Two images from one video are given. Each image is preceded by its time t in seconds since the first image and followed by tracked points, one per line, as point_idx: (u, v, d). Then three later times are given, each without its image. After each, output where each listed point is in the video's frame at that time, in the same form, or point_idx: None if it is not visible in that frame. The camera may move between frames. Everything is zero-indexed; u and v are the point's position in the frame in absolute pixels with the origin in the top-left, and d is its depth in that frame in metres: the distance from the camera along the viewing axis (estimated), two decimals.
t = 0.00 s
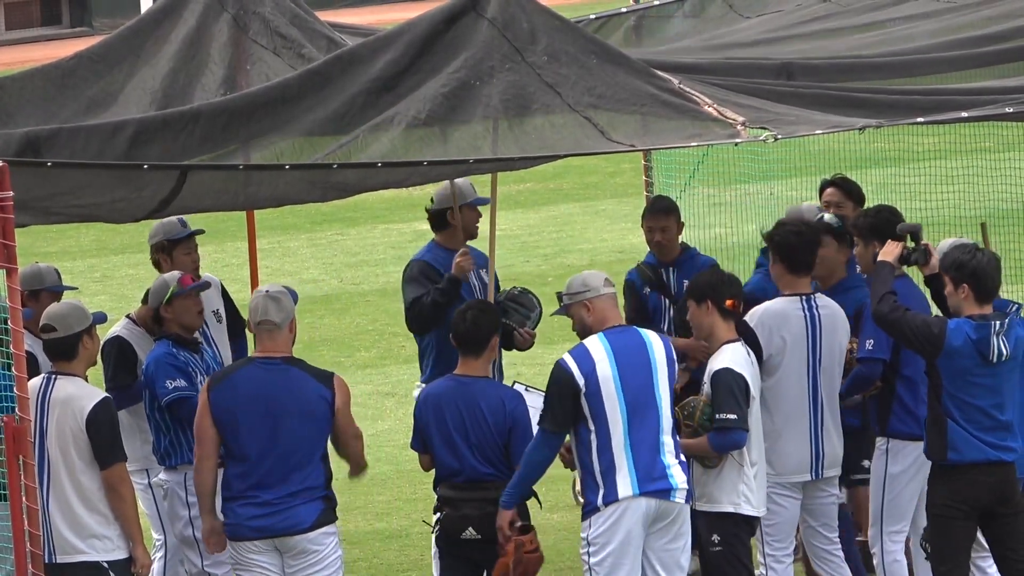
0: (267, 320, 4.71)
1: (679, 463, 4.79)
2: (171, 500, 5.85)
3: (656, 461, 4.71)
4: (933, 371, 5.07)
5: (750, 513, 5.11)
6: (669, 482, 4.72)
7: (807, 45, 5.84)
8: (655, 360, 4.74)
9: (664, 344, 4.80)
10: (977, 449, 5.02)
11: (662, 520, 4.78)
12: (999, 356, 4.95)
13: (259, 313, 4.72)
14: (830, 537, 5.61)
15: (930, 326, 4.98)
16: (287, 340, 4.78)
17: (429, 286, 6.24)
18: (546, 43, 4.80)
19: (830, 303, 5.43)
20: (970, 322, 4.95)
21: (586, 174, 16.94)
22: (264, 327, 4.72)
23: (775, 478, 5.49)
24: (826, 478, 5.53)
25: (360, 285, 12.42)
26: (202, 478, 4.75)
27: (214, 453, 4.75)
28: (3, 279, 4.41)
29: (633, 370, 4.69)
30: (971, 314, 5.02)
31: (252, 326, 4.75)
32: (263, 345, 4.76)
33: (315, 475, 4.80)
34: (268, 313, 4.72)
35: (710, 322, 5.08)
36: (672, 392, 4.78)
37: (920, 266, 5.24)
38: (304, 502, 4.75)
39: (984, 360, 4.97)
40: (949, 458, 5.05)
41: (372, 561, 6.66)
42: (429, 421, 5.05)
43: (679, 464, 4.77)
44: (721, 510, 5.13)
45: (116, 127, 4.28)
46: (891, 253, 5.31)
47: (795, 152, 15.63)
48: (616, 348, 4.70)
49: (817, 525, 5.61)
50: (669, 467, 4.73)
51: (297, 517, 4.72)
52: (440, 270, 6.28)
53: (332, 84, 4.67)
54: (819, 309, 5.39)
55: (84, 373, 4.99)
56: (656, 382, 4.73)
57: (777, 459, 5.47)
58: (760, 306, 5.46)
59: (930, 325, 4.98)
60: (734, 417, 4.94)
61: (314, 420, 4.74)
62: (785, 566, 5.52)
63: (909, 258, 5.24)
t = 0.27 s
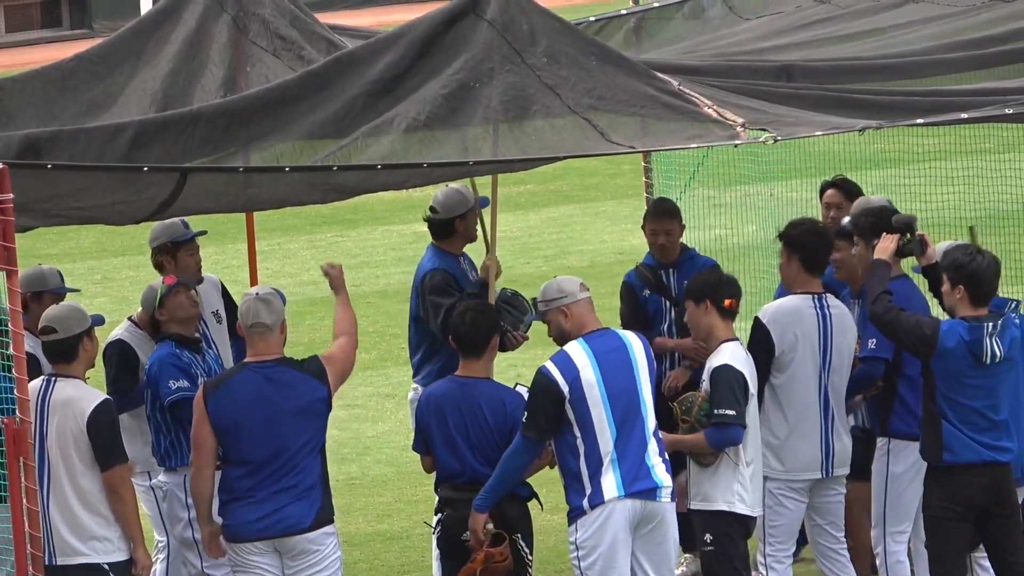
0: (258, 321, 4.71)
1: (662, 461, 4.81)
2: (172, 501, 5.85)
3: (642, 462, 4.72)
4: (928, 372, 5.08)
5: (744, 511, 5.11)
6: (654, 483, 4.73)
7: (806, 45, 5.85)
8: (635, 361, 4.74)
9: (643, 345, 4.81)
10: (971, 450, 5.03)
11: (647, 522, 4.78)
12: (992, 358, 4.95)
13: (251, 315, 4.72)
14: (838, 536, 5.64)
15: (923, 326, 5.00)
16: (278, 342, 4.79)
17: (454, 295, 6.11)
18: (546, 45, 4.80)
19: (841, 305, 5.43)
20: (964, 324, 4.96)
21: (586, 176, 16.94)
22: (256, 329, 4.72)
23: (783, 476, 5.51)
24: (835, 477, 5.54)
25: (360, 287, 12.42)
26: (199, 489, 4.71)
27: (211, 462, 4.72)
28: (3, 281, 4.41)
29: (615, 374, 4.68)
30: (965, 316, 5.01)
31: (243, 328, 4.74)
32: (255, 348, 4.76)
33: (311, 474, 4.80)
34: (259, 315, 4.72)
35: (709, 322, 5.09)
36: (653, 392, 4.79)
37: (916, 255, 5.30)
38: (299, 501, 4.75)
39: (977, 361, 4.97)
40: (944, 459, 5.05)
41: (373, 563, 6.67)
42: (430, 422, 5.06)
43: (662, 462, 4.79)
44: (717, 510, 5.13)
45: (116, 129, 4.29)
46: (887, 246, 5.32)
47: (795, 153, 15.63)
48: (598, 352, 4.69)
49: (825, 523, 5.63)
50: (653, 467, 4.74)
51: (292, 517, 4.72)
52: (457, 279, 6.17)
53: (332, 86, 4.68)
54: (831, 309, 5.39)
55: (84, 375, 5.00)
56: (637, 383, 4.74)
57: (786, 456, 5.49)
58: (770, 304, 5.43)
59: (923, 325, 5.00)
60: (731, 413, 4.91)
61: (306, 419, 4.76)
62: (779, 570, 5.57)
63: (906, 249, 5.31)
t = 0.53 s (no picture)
0: (254, 318, 4.71)
1: (649, 459, 4.81)
2: (172, 498, 5.85)
3: (630, 460, 4.72)
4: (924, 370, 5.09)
5: (739, 507, 5.08)
6: (643, 481, 4.73)
7: (807, 45, 5.84)
8: (620, 358, 4.75)
9: (628, 341, 4.83)
10: (968, 448, 5.03)
11: (636, 520, 4.78)
12: (988, 356, 4.95)
13: (246, 312, 4.71)
14: (841, 533, 5.60)
15: (919, 323, 5.02)
16: (274, 339, 4.78)
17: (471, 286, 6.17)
18: (548, 48, 4.79)
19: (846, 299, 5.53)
20: (960, 322, 4.96)
21: (585, 173, 16.94)
22: (251, 326, 4.72)
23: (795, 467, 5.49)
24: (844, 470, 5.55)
25: (360, 284, 12.42)
26: (201, 489, 4.73)
27: (214, 463, 4.74)
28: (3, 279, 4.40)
29: (601, 372, 4.69)
30: (963, 314, 5.02)
31: (239, 326, 4.74)
32: (252, 345, 4.76)
33: (309, 466, 4.80)
34: (254, 312, 4.71)
35: (711, 318, 5.09)
36: (640, 388, 4.80)
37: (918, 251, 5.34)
38: (300, 494, 4.75)
39: (973, 360, 4.98)
40: (941, 457, 5.06)
41: (372, 560, 6.67)
42: (430, 419, 5.05)
43: (650, 459, 4.79)
44: (708, 502, 5.09)
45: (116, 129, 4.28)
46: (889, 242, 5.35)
47: (794, 151, 15.63)
48: (582, 352, 4.69)
49: (826, 518, 5.61)
50: (641, 465, 4.74)
51: (293, 510, 4.72)
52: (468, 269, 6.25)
53: (334, 90, 4.68)
54: (840, 302, 5.47)
55: (84, 372, 4.99)
56: (624, 380, 4.74)
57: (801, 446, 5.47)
58: (782, 296, 5.48)
59: (918, 323, 5.02)
60: (725, 406, 4.93)
61: (303, 414, 4.75)
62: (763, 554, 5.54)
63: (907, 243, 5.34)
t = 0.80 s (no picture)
0: (250, 318, 4.71)
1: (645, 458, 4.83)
2: (172, 498, 5.85)
3: (628, 459, 4.75)
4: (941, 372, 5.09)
5: (727, 506, 5.06)
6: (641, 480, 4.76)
7: (806, 45, 5.84)
8: (613, 357, 4.77)
9: (619, 340, 4.85)
10: (985, 451, 5.04)
11: (633, 519, 4.80)
12: (1006, 358, 4.94)
13: (243, 313, 4.71)
14: (837, 532, 5.61)
15: (936, 326, 5.00)
16: (271, 340, 4.77)
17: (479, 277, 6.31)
18: (547, 51, 4.79)
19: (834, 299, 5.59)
20: (978, 324, 4.95)
21: (583, 173, 16.94)
22: (248, 327, 4.72)
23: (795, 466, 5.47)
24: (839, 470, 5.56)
25: (359, 283, 12.42)
26: (200, 489, 4.75)
27: (212, 464, 4.75)
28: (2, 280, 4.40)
29: (596, 371, 4.71)
30: (981, 316, 5.00)
31: (236, 327, 4.74)
32: (248, 346, 4.76)
33: (308, 466, 4.80)
34: (250, 313, 4.71)
35: (716, 318, 5.09)
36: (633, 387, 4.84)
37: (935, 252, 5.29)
38: (298, 495, 4.74)
39: (990, 362, 4.97)
40: (956, 459, 5.06)
41: (371, 560, 6.68)
42: (430, 419, 5.06)
43: (646, 458, 4.82)
44: (701, 501, 5.08)
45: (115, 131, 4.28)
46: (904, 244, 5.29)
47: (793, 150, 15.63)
48: (577, 353, 4.70)
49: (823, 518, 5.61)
50: (639, 463, 4.77)
51: (291, 510, 4.71)
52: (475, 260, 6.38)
53: (334, 93, 4.67)
54: (829, 301, 5.52)
55: (82, 372, 4.99)
56: (617, 378, 4.76)
57: (803, 445, 5.46)
58: (775, 294, 5.48)
59: (936, 327, 5.00)
60: (713, 404, 4.95)
61: (302, 413, 4.76)
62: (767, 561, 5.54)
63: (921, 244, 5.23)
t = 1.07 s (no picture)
0: (251, 316, 4.71)
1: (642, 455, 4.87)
2: (170, 495, 5.85)
3: (631, 453, 4.79)
4: (976, 373, 5.15)
5: (719, 502, 5.06)
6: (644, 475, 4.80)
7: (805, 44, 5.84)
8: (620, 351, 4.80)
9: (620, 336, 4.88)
10: None
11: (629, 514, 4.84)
12: None
13: (244, 310, 4.71)
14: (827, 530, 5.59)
15: (968, 329, 5.03)
16: (270, 338, 4.77)
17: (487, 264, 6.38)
18: (546, 53, 4.79)
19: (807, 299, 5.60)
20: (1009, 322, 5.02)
21: (582, 171, 16.94)
22: (248, 324, 4.72)
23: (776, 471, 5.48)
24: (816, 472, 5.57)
25: (358, 281, 12.41)
26: (201, 486, 4.76)
27: (211, 462, 4.75)
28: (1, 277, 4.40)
29: (608, 364, 4.73)
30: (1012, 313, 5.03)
31: (236, 324, 4.73)
32: (247, 344, 4.75)
33: (307, 463, 4.80)
34: (252, 310, 4.71)
35: (715, 316, 5.09)
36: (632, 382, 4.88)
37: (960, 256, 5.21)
38: (297, 491, 4.75)
39: None
40: (1000, 459, 5.13)
41: (370, 557, 6.68)
42: (428, 416, 5.07)
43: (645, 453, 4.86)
44: (693, 496, 5.11)
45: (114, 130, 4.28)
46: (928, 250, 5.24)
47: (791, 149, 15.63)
48: (591, 344, 4.72)
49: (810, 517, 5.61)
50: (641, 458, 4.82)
51: (291, 507, 4.72)
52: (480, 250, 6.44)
53: (332, 95, 4.68)
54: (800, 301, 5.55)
55: (82, 369, 5.00)
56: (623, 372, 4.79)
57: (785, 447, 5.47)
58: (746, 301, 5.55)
59: (968, 329, 5.03)
60: (706, 401, 4.96)
61: (306, 407, 4.77)
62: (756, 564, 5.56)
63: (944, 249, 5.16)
